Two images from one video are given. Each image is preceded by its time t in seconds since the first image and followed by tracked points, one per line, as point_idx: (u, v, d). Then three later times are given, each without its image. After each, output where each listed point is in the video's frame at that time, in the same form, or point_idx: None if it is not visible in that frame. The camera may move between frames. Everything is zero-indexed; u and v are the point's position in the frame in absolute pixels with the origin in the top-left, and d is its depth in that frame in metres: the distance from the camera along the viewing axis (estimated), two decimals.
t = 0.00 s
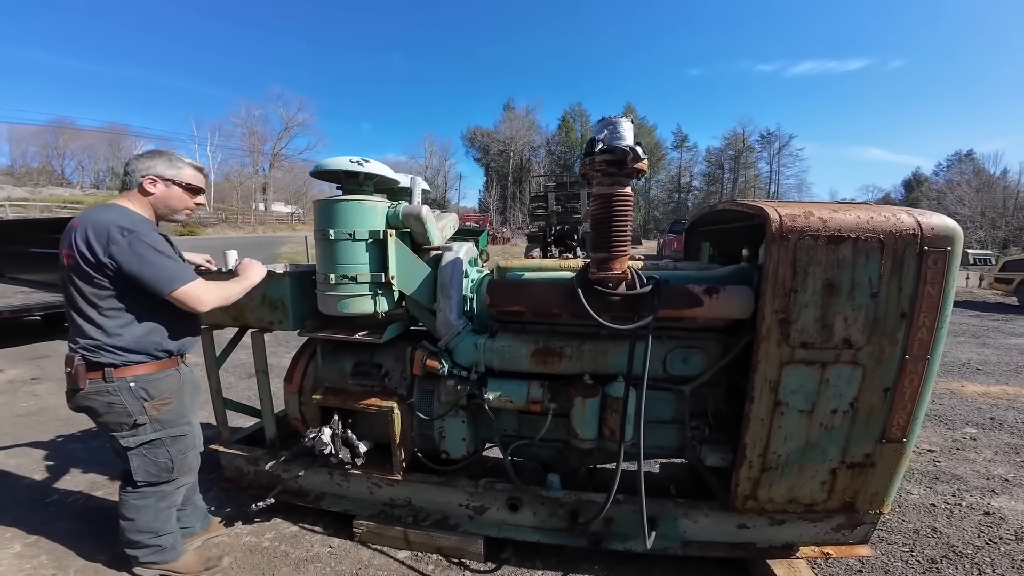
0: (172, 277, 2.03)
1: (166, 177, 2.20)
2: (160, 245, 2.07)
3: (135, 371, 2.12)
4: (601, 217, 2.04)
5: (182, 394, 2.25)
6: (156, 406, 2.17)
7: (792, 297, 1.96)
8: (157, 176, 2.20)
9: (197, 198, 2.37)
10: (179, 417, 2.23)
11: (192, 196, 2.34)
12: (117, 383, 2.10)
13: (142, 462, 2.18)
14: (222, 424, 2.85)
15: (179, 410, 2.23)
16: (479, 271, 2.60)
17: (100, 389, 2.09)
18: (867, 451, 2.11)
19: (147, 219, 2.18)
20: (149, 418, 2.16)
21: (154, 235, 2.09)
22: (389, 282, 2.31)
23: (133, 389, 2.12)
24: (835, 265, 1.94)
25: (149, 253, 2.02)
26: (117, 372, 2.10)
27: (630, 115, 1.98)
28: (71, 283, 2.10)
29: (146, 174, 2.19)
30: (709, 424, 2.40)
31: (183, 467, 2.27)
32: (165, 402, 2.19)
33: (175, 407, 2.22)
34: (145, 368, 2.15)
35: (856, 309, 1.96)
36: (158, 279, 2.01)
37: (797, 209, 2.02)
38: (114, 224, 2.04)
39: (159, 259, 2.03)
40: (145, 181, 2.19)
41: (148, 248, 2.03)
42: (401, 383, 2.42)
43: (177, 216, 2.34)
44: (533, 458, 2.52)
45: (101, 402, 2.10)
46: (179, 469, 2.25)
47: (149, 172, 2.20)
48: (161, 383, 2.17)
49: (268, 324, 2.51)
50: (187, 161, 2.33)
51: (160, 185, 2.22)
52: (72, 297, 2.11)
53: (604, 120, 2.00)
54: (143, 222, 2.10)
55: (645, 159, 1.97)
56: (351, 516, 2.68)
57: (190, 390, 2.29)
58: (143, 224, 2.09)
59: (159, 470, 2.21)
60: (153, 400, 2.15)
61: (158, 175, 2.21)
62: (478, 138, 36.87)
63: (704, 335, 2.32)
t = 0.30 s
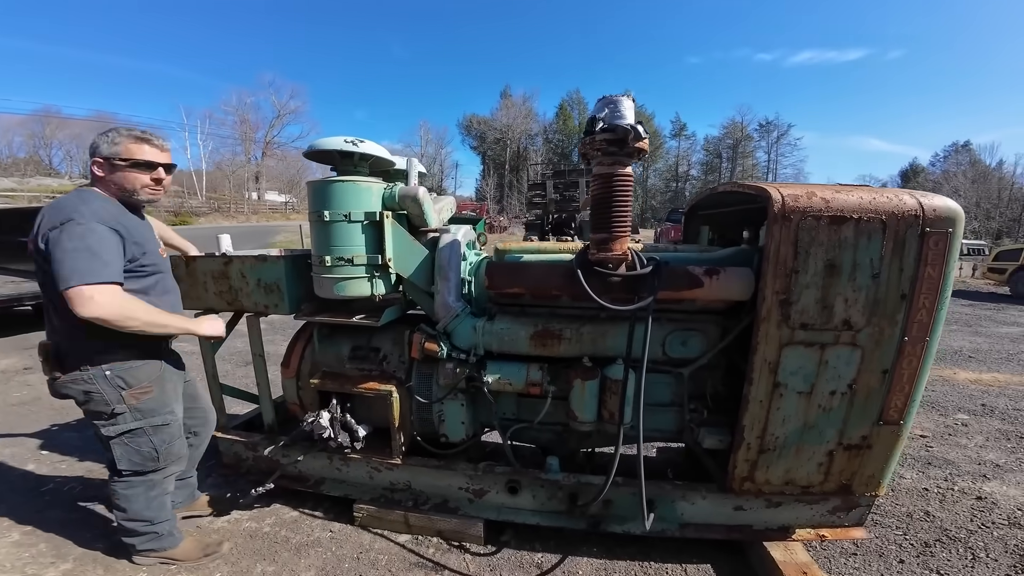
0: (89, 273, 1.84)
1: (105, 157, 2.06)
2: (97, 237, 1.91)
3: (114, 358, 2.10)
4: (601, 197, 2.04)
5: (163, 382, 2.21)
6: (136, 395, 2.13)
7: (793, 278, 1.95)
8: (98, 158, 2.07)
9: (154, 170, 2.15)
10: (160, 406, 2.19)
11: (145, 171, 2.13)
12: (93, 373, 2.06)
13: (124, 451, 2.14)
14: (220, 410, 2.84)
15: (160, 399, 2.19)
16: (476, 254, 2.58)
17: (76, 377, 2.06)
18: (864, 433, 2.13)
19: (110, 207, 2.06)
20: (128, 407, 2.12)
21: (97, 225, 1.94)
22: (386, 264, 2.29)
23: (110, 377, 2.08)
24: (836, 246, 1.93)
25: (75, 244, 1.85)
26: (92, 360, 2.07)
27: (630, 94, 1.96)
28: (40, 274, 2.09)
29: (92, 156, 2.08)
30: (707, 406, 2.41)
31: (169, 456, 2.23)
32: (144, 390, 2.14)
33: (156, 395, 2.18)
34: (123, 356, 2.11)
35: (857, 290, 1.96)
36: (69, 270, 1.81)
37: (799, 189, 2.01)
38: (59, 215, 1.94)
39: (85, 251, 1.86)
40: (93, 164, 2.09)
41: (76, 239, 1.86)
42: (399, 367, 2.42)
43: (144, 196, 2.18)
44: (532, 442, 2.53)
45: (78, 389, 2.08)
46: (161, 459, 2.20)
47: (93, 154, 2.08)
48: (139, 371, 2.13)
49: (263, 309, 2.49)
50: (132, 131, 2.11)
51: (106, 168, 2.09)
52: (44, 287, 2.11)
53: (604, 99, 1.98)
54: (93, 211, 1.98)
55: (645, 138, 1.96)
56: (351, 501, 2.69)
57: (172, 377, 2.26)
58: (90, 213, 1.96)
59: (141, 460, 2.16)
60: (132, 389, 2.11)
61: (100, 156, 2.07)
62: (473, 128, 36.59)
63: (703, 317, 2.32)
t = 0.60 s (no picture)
0: (57, 269, 1.83)
1: (117, 150, 2.03)
2: (78, 233, 1.89)
3: (131, 338, 2.13)
4: (619, 184, 2.05)
5: (171, 364, 2.24)
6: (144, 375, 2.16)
7: (814, 267, 1.94)
8: (110, 149, 2.05)
9: (169, 159, 2.14)
10: (168, 388, 2.22)
11: (160, 161, 2.12)
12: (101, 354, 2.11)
13: (132, 432, 2.17)
14: (239, 396, 2.87)
15: (168, 381, 2.22)
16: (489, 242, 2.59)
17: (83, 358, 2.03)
18: (880, 424, 2.13)
19: (110, 196, 2.02)
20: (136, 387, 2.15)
21: (84, 218, 1.91)
22: (400, 252, 2.29)
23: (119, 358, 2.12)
24: (860, 236, 1.92)
25: (53, 239, 1.84)
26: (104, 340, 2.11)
27: (650, 80, 1.95)
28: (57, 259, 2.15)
29: (105, 147, 2.06)
30: (721, 395, 2.41)
31: (176, 439, 2.25)
32: (153, 371, 2.19)
33: (163, 377, 2.21)
34: (140, 336, 2.16)
35: (879, 280, 1.94)
36: (40, 263, 1.81)
37: (823, 178, 1.99)
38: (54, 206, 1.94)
39: (56, 246, 1.84)
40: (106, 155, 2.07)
41: (54, 235, 1.84)
42: (414, 354, 2.44)
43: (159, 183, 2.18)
44: (545, 429, 2.55)
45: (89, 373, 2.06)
46: (169, 441, 2.23)
47: (105, 145, 2.06)
48: (148, 352, 2.17)
49: (279, 296, 2.50)
50: (140, 121, 2.06)
51: (119, 159, 2.07)
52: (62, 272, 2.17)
53: (624, 85, 1.96)
54: (86, 202, 1.94)
55: (665, 125, 1.96)
56: (366, 486, 2.72)
57: (181, 361, 2.30)
58: (82, 204, 1.93)
59: (149, 441, 2.19)
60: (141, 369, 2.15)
61: (111, 147, 2.05)
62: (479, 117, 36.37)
63: (720, 307, 2.32)
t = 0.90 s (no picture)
0: (73, 258, 1.89)
1: (133, 146, 2.05)
2: (89, 223, 1.93)
3: (146, 322, 2.19)
4: (632, 176, 2.05)
5: (183, 348, 2.30)
6: (157, 359, 2.22)
7: (830, 262, 1.93)
8: (126, 144, 2.07)
9: (180, 159, 2.16)
10: (179, 371, 2.28)
11: (172, 160, 2.15)
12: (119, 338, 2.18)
13: (147, 414, 2.23)
14: (253, 383, 2.93)
15: (179, 365, 2.28)
16: (500, 234, 2.61)
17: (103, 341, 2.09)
18: (891, 422, 2.12)
19: (118, 186, 2.06)
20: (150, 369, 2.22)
21: (94, 209, 1.95)
22: (411, 242, 2.32)
23: (133, 341, 2.18)
24: (878, 232, 1.90)
25: (67, 230, 1.90)
26: (120, 324, 2.18)
27: (665, 72, 1.95)
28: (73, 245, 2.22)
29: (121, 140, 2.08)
30: (730, 390, 2.41)
31: (189, 421, 2.31)
32: (165, 354, 2.24)
33: (175, 361, 2.27)
34: (155, 320, 2.21)
35: (897, 277, 1.92)
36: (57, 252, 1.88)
37: (843, 172, 1.97)
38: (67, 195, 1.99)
39: (70, 236, 1.90)
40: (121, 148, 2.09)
41: (66, 226, 1.90)
42: (423, 344, 2.47)
43: (170, 179, 2.22)
44: (552, 421, 2.57)
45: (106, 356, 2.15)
46: (181, 424, 2.29)
47: (122, 138, 2.07)
48: (162, 336, 2.23)
49: (293, 285, 2.54)
50: (159, 119, 2.08)
51: (133, 153, 2.09)
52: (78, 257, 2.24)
53: (638, 77, 1.98)
54: (95, 193, 1.98)
55: (679, 117, 1.96)
56: (375, 474, 2.77)
57: (194, 346, 2.34)
58: (92, 195, 1.97)
59: (162, 423, 2.26)
60: (154, 352, 2.21)
61: (127, 142, 2.07)
62: (490, 110, 36.23)
63: (732, 301, 2.31)
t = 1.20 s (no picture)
0: (94, 251, 1.93)
1: (144, 141, 2.09)
2: (105, 215, 1.97)
3: (166, 309, 2.25)
4: (640, 172, 2.05)
5: (200, 336, 2.35)
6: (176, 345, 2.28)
7: (841, 262, 1.91)
8: (138, 137, 2.10)
9: (190, 158, 2.19)
10: (197, 357, 2.34)
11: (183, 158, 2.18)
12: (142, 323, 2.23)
13: (165, 400, 2.28)
14: (263, 373, 2.98)
15: (197, 351, 2.34)
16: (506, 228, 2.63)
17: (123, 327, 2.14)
18: (898, 424, 2.10)
19: (129, 178, 2.09)
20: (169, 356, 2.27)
21: (108, 202, 1.99)
22: (418, 235, 2.34)
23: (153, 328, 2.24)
24: (892, 232, 1.87)
25: (85, 223, 1.94)
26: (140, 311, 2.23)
27: (676, 67, 1.94)
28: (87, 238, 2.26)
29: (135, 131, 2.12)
30: (736, 389, 2.41)
31: (205, 407, 2.37)
32: (184, 341, 2.30)
33: (193, 347, 2.32)
34: (175, 307, 2.28)
35: (910, 278, 1.90)
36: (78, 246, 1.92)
37: (858, 170, 1.94)
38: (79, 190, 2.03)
39: (88, 229, 1.94)
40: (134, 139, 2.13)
41: (84, 219, 1.94)
42: (428, 337, 2.50)
43: (178, 174, 2.25)
44: (555, 416, 2.59)
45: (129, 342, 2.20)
46: (197, 411, 2.35)
47: (137, 130, 2.11)
48: (181, 323, 2.29)
49: (302, 276, 2.58)
50: (174, 120, 2.10)
51: (144, 147, 2.12)
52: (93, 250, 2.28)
53: (648, 71, 1.97)
54: (108, 186, 2.02)
55: (689, 112, 1.95)
56: (380, 464, 2.82)
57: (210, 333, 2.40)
58: (105, 188, 2.01)
59: (180, 409, 2.31)
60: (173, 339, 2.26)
61: (140, 136, 2.10)
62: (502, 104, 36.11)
63: (739, 300, 2.30)
